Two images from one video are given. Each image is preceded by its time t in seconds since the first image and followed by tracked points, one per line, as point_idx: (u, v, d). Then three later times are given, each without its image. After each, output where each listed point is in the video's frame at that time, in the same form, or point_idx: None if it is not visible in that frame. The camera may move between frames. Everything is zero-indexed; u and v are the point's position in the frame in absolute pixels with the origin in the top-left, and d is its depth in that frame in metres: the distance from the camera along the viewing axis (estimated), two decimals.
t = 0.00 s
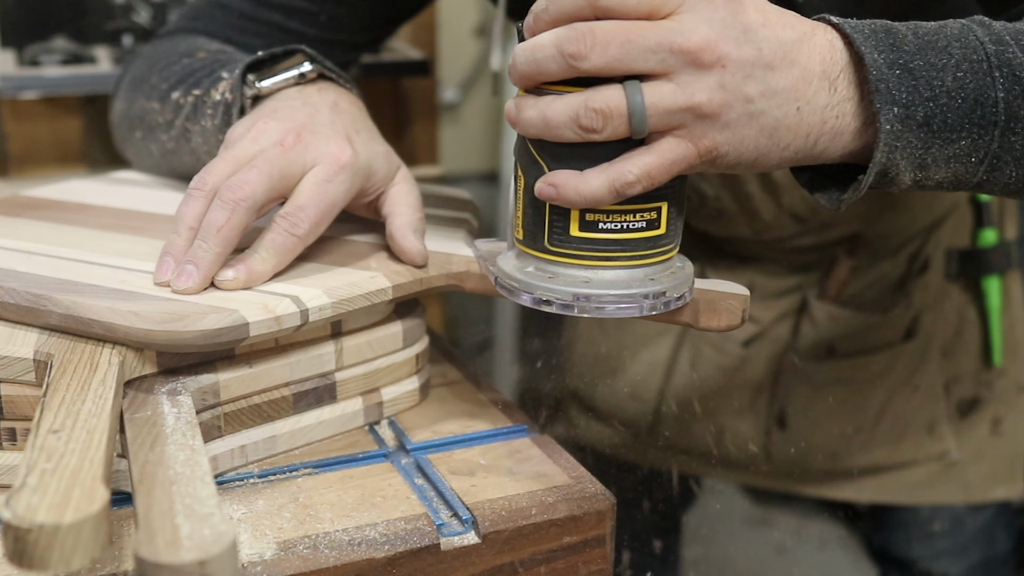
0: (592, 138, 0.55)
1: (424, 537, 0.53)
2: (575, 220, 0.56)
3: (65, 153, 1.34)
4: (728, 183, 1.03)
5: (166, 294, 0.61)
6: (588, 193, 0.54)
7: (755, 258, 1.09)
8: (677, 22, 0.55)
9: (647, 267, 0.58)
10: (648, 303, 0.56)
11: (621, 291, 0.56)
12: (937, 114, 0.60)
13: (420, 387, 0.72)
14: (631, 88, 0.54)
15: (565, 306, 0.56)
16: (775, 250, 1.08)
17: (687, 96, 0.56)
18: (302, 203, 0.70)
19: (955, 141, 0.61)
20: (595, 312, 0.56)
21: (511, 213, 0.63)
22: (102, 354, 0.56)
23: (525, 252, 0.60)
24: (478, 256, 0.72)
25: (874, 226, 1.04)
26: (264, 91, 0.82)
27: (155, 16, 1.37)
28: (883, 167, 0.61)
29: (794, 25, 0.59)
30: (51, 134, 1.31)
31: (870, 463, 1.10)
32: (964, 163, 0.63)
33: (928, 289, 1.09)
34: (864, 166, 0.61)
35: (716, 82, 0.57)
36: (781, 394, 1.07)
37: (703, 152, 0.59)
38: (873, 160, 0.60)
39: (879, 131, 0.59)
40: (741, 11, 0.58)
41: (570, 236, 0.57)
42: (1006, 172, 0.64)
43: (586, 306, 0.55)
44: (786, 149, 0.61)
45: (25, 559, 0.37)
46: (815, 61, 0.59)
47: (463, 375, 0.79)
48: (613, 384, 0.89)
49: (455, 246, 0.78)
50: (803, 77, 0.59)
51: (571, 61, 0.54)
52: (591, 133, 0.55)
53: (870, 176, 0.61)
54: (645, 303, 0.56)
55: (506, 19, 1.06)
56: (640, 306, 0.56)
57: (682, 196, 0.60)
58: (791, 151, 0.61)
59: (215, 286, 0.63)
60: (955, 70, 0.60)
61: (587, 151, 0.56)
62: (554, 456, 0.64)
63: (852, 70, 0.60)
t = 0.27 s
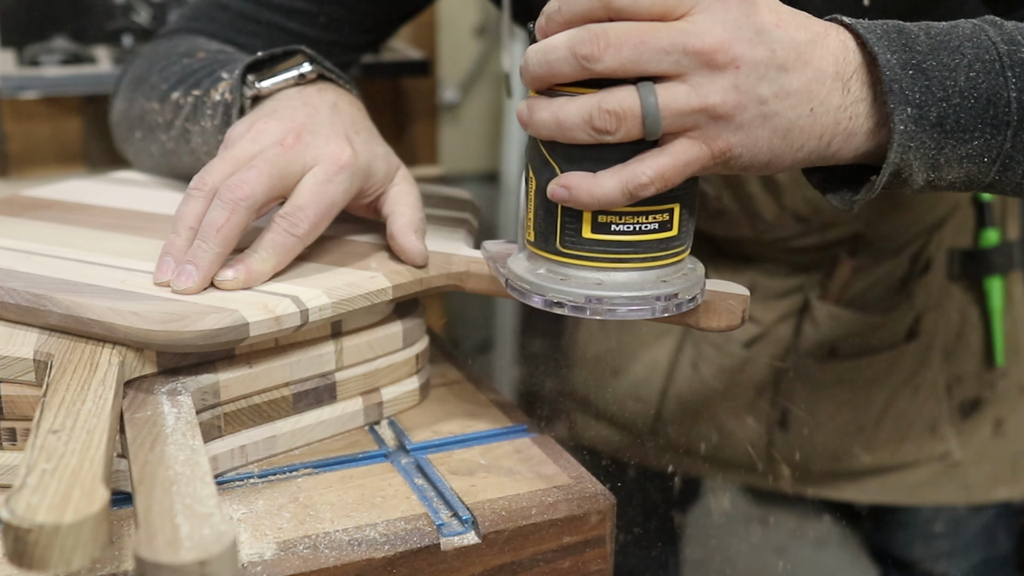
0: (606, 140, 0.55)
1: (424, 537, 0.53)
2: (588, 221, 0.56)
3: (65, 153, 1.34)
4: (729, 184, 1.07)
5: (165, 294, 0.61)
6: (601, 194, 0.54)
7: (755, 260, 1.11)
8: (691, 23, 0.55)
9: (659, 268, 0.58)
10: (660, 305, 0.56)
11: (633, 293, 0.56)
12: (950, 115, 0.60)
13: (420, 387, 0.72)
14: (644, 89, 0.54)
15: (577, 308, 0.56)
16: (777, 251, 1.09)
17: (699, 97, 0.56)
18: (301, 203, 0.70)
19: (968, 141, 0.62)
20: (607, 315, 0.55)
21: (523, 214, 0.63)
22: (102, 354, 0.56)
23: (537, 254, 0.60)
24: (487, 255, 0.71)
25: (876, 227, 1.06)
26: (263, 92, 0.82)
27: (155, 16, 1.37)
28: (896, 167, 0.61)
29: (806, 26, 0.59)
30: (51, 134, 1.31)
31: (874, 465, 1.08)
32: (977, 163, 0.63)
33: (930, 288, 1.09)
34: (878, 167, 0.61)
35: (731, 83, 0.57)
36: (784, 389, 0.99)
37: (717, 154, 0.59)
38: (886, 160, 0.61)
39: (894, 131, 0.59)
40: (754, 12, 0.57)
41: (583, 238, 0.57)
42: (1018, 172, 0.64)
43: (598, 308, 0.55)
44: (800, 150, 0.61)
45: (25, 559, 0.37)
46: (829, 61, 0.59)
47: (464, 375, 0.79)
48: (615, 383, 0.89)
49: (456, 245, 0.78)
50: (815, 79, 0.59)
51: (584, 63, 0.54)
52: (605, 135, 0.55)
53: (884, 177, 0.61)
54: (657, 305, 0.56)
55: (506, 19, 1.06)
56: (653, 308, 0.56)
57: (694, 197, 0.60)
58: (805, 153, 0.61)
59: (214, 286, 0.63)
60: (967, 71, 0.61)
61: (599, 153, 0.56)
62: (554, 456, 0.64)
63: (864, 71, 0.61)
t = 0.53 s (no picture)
0: (624, 141, 0.54)
1: (424, 537, 0.53)
2: (605, 223, 0.55)
3: (65, 154, 1.34)
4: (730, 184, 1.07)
5: (166, 294, 0.61)
6: (620, 197, 0.53)
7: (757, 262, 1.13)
8: (710, 25, 0.55)
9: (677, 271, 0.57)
10: (677, 307, 0.55)
11: (651, 296, 0.54)
12: (968, 115, 0.60)
13: (420, 387, 0.72)
14: (664, 91, 0.54)
15: (594, 310, 0.54)
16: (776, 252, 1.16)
17: (719, 100, 0.56)
18: (302, 203, 0.70)
19: (985, 142, 0.62)
20: (624, 317, 0.54)
21: (537, 215, 0.62)
22: (102, 354, 0.56)
23: (552, 256, 0.59)
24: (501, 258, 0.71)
25: (875, 227, 1.13)
26: (263, 93, 0.82)
27: (155, 16, 1.37)
28: (915, 169, 0.61)
29: (826, 27, 0.59)
30: (51, 134, 1.31)
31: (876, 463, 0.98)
32: (993, 164, 0.63)
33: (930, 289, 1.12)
34: (898, 168, 0.61)
35: (750, 85, 0.56)
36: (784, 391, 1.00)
37: (736, 156, 0.59)
38: (905, 162, 0.61)
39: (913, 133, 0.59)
40: (775, 13, 0.57)
41: (599, 240, 0.55)
42: None
43: (616, 311, 0.54)
44: (818, 151, 0.61)
45: (25, 559, 0.37)
46: (848, 63, 0.59)
47: (463, 375, 0.79)
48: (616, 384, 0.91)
49: (457, 245, 0.78)
50: (835, 80, 0.59)
51: (602, 65, 0.52)
52: (624, 137, 0.53)
53: (903, 178, 0.61)
54: (675, 308, 0.55)
55: (506, 19, 1.07)
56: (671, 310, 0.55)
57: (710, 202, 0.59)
58: (823, 154, 0.61)
59: (214, 286, 0.63)
60: (984, 72, 0.61)
61: (619, 155, 0.55)
62: (554, 456, 0.64)
63: (882, 73, 0.60)
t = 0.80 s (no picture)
0: (644, 143, 0.53)
1: (424, 537, 0.53)
2: (625, 225, 0.55)
3: (66, 154, 1.34)
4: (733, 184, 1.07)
5: (166, 294, 0.61)
6: (640, 199, 0.53)
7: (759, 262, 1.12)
8: (732, 26, 0.54)
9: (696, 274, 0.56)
10: (698, 310, 0.55)
11: (671, 300, 0.54)
12: (988, 117, 0.60)
13: (420, 387, 0.72)
14: (685, 93, 0.53)
15: (613, 313, 0.54)
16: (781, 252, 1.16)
17: (741, 101, 0.55)
18: (302, 203, 0.70)
19: (1005, 143, 0.62)
20: (643, 320, 0.54)
21: (554, 218, 0.61)
22: (102, 354, 0.56)
23: (571, 259, 0.59)
24: (514, 257, 0.71)
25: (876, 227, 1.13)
26: (263, 92, 0.82)
27: (155, 16, 1.37)
28: (935, 170, 0.61)
29: (845, 28, 0.59)
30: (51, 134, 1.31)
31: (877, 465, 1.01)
32: (1012, 165, 0.63)
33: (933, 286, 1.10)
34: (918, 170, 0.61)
35: (772, 86, 0.56)
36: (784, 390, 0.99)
37: (758, 158, 0.58)
38: (926, 163, 0.61)
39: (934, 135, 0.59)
40: (796, 14, 0.56)
41: (619, 242, 0.55)
42: None
43: (635, 313, 0.54)
44: (838, 153, 0.61)
45: (25, 559, 0.37)
46: (868, 64, 0.59)
47: (463, 375, 0.79)
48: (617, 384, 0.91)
49: (458, 246, 0.78)
50: (855, 82, 0.58)
51: (624, 67, 0.52)
52: (645, 139, 0.53)
53: (924, 181, 0.62)
54: (695, 310, 0.55)
55: (508, 19, 1.06)
56: (691, 312, 0.54)
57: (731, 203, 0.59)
58: (844, 155, 0.61)
59: (214, 286, 0.63)
60: (1003, 72, 0.61)
61: (639, 157, 0.55)
62: (554, 456, 0.64)
63: (903, 74, 0.60)
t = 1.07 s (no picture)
0: (665, 146, 0.53)
1: (424, 537, 0.53)
2: (644, 228, 0.54)
3: (66, 153, 1.34)
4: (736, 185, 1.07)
5: (166, 294, 0.61)
6: (661, 202, 0.52)
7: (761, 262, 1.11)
8: (753, 28, 0.54)
9: (714, 276, 0.56)
10: (716, 313, 0.54)
11: (690, 303, 0.54)
12: (1008, 119, 0.60)
13: (420, 387, 0.72)
14: (706, 95, 0.52)
15: (631, 317, 0.54)
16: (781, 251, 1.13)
17: (762, 104, 0.54)
18: (301, 203, 0.69)
19: None
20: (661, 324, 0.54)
21: (570, 219, 0.61)
22: (102, 354, 0.56)
23: (588, 261, 0.58)
24: (530, 262, 0.68)
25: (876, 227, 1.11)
26: (264, 92, 0.82)
27: (155, 16, 1.37)
28: (956, 173, 0.61)
29: (866, 30, 0.58)
30: (51, 134, 1.31)
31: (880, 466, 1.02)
32: None
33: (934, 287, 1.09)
34: (938, 173, 0.62)
35: (794, 88, 0.55)
36: (786, 391, 0.98)
37: (778, 161, 0.58)
38: (946, 166, 0.61)
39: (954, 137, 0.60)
40: (818, 16, 0.56)
41: (638, 245, 0.54)
42: None
43: (654, 317, 0.53)
44: (859, 156, 0.60)
45: (26, 559, 0.37)
46: (889, 67, 0.59)
47: (463, 375, 0.79)
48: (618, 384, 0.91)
49: (458, 246, 0.78)
50: (876, 84, 0.58)
51: (645, 70, 0.51)
52: (665, 141, 0.52)
53: (945, 182, 0.62)
54: (714, 314, 0.54)
55: (509, 20, 1.06)
56: (709, 316, 0.54)
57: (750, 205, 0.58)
58: (864, 158, 0.61)
59: (214, 286, 0.63)
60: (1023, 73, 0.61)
61: (658, 160, 0.54)
62: (554, 456, 0.64)
63: (923, 76, 0.60)
